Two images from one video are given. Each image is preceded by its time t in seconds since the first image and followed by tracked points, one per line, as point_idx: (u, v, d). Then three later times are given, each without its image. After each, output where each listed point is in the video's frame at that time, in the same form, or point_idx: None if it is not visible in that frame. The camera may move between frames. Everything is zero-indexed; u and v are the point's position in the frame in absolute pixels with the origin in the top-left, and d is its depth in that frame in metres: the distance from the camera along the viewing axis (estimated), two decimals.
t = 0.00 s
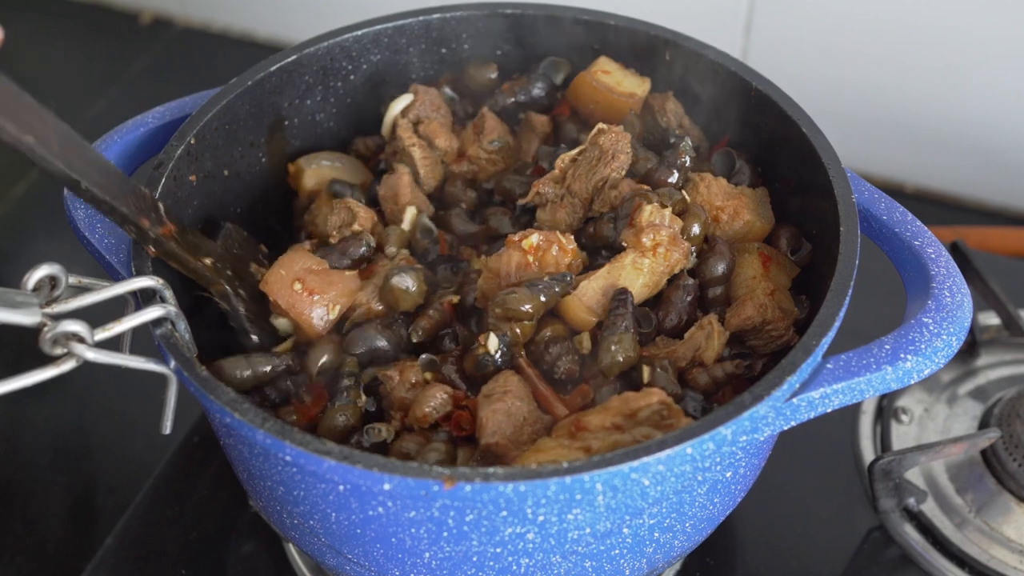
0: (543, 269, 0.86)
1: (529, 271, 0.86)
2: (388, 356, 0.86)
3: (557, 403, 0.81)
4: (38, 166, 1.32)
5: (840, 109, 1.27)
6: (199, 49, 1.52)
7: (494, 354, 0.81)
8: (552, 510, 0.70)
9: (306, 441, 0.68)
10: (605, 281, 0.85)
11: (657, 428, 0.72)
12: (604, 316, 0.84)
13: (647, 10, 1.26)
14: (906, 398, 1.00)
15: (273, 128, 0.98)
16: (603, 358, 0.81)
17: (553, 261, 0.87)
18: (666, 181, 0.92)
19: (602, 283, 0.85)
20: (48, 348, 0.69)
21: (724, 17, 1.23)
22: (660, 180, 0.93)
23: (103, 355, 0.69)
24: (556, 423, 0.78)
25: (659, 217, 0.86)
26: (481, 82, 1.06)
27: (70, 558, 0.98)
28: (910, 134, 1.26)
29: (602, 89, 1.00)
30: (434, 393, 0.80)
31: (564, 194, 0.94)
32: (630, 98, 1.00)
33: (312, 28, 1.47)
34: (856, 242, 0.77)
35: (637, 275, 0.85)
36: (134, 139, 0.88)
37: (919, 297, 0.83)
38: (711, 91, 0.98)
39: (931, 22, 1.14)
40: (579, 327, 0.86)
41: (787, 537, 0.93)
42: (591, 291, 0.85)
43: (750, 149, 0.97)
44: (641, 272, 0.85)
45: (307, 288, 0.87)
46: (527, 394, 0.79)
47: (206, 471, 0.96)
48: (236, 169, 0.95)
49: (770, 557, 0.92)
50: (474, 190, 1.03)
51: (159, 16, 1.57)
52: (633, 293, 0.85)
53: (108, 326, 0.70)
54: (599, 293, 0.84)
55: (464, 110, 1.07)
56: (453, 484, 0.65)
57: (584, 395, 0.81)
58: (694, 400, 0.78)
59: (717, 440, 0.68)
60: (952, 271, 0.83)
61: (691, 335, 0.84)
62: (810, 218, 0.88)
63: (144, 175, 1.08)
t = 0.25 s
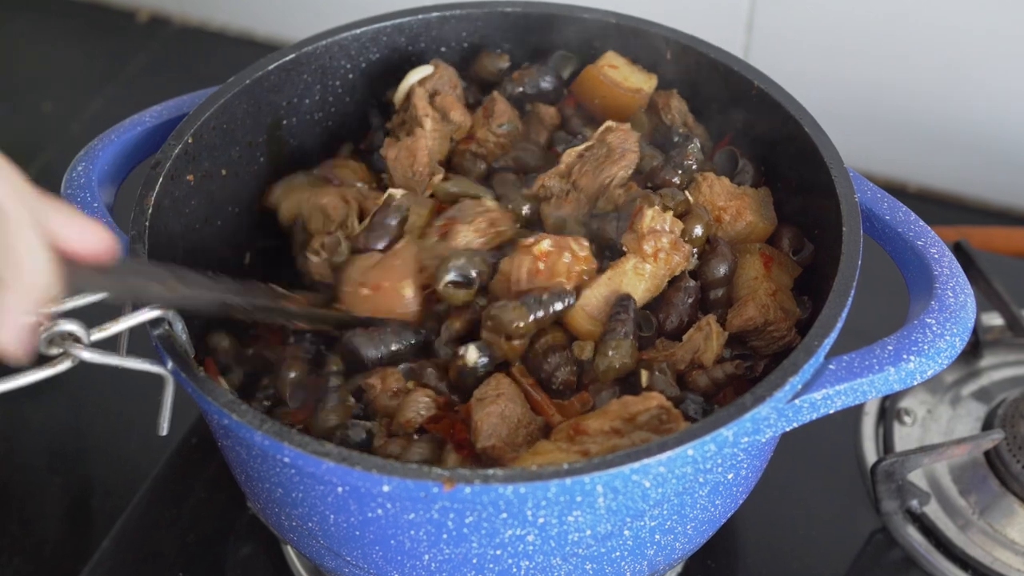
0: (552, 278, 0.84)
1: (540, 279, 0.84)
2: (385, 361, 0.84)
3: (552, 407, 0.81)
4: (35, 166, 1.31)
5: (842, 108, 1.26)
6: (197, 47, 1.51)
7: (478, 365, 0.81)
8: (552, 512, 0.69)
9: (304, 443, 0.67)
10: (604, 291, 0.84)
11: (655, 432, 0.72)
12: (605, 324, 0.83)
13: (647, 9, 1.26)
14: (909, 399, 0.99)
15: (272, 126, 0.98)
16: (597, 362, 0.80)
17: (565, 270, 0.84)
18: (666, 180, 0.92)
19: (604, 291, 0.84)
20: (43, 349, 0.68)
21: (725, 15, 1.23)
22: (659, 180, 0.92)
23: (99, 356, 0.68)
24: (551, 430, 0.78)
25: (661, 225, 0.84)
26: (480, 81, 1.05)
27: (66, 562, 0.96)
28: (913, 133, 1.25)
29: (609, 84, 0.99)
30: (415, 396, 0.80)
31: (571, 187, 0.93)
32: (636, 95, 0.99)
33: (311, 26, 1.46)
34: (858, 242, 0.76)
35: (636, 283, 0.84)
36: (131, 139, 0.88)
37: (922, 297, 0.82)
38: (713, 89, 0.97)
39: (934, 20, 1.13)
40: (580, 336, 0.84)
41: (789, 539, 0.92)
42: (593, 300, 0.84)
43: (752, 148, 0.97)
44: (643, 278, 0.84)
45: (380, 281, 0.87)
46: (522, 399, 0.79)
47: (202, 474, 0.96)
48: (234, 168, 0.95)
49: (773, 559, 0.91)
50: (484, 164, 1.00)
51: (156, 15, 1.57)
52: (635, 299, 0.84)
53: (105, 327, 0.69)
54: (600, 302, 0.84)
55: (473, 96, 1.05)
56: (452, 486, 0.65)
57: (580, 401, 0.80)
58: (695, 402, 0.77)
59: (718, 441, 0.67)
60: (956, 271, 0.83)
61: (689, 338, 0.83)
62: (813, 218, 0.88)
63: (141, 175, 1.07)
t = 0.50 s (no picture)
0: (558, 283, 0.81)
1: (545, 283, 0.81)
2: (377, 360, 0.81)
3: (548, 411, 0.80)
4: (33, 165, 1.30)
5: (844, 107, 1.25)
6: (195, 47, 1.51)
7: (453, 382, 0.80)
8: (552, 514, 0.68)
9: (303, 444, 0.66)
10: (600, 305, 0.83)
11: (653, 437, 0.71)
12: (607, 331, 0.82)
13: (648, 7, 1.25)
14: (912, 400, 0.98)
15: (269, 125, 0.97)
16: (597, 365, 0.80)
17: (573, 273, 0.81)
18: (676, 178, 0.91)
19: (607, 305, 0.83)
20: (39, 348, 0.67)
21: (726, 14, 1.22)
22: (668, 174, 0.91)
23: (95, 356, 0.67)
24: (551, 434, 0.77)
25: (672, 235, 0.83)
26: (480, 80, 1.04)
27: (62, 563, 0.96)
28: (916, 132, 1.25)
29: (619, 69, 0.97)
30: (406, 399, 0.80)
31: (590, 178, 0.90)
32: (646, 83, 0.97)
33: (310, 24, 1.46)
34: (861, 242, 0.75)
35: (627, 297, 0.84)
36: (128, 138, 0.87)
37: (925, 298, 0.82)
38: (714, 88, 0.97)
39: (937, 18, 1.13)
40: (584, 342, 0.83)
41: (791, 539, 0.92)
42: (597, 305, 0.83)
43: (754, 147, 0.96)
44: (650, 287, 0.84)
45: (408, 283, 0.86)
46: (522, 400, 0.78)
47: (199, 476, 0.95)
48: (232, 168, 0.94)
49: (774, 562, 0.90)
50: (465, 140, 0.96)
51: (154, 13, 1.56)
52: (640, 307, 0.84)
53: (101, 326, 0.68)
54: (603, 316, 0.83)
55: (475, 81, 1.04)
56: (451, 488, 0.64)
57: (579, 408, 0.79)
58: (696, 405, 0.76)
59: (720, 443, 0.66)
60: (959, 272, 0.82)
61: (688, 341, 0.82)
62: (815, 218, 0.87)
63: (138, 174, 1.07)
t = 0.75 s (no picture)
0: (557, 293, 0.80)
1: (544, 293, 0.80)
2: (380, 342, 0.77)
3: (547, 414, 0.80)
4: (31, 164, 1.30)
5: (848, 106, 1.25)
6: (191, 46, 1.50)
7: (447, 395, 0.80)
8: (551, 518, 0.68)
9: (299, 447, 0.66)
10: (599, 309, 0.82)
11: (651, 440, 0.71)
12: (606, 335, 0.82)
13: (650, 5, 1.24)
14: (915, 402, 0.98)
15: (270, 124, 0.96)
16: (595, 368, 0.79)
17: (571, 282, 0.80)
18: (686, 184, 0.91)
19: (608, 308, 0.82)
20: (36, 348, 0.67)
21: (728, 12, 1.21)
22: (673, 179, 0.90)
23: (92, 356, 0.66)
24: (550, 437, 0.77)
25: (672, 244, 0.82)
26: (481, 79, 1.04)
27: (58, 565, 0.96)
28: (920, 132, 1.24)
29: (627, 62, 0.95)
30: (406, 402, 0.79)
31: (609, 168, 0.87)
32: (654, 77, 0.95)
33: (309, 22, 1.45)
34: (865, 245, 0.75)
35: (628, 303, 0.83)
36: (128, 137, 0.87)
37: (929, 302, 0.81)
38: (716, 87, 0.96)
39: (942, 17, 1.12)
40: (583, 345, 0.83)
41: (792, 542, 0.91)
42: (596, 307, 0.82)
43: (757, 147, 0.95)
44: (648, 294, 0.83)
45: (380, 253, 0.81)
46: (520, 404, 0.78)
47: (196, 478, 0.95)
48: (231, 168, 0.93)
49: (775, 565, 0.89)
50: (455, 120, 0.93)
51: (151, 11, 1.56)
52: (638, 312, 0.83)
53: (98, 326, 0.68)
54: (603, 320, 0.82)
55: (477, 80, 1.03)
56: (449, 492, 0.63)
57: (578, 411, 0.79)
58: (695, 409, 0.75)
59: (720, 448, 0.66)
60: (963, 275, 0.81)
61: (688, 345, 0.82)
62: (819, 220, 0.86)
63: (136, 173, 1.06)
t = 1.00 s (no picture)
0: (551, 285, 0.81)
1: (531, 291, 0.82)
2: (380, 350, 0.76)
3: (546, 413, 0.79)
4: (28, 163, 1.30)
5: (849, 105, 1.24)
6: (190, 44, 1.50)
7: (447, 393, 0.79)
8: (551, 520, 0.67)
9: (298, 448, 0.65)
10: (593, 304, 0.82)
11: (652, 441, 0.71)
12: (603, 332, 0.81)
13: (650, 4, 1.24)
14: (918, 403, 0.97)
15: (269, 124, 0.96)
16: (594, 367, 0.78)
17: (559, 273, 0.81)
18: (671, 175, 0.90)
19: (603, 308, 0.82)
20: (33, 349, 0.66)
21: (729, 11, 1.21)
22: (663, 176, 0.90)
23: (89, 357, 0.66)
24: (550, 437, 0.76)
25: (655, 228, 0.82)
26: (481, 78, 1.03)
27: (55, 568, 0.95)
28: (923, 131, 1.23)
29: (627, 79, 0.96)
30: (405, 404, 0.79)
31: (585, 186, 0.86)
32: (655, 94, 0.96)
33: (307, 21, 1.45)
34: (868, 245, 0.74)
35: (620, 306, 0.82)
36: (125, 136, 0.86)
37: (933, 302, 0.80)
38: (718, 86, 0.95)
39: (944, 15, 1.12)
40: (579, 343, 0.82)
41: (793, 544, 0.91)
42: (591, 305, 0.81)
43: (760, 147, 0.94)
44: (640, 284, 0.82)
45: (341, 271, 0.80)
46: (520, 404, 0.77)
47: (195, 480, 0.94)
48: (229, 167, 0.93)
49: (777, 567, 0.89)
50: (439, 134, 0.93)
51: (148, 10, 1.55)
52: (632, 305, 0.82)
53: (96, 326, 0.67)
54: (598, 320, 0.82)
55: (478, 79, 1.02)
56: (448, 494, 0.63)
57: (576, 412, 0.78)
58: (696, 409, 0.75)
59: (721, 449, 0.65)
60: (967, 276, 0.81)
61: (687, 344, 0.81)
62: (821, 220, 0.86)
63: (134, 173, 1.06)
